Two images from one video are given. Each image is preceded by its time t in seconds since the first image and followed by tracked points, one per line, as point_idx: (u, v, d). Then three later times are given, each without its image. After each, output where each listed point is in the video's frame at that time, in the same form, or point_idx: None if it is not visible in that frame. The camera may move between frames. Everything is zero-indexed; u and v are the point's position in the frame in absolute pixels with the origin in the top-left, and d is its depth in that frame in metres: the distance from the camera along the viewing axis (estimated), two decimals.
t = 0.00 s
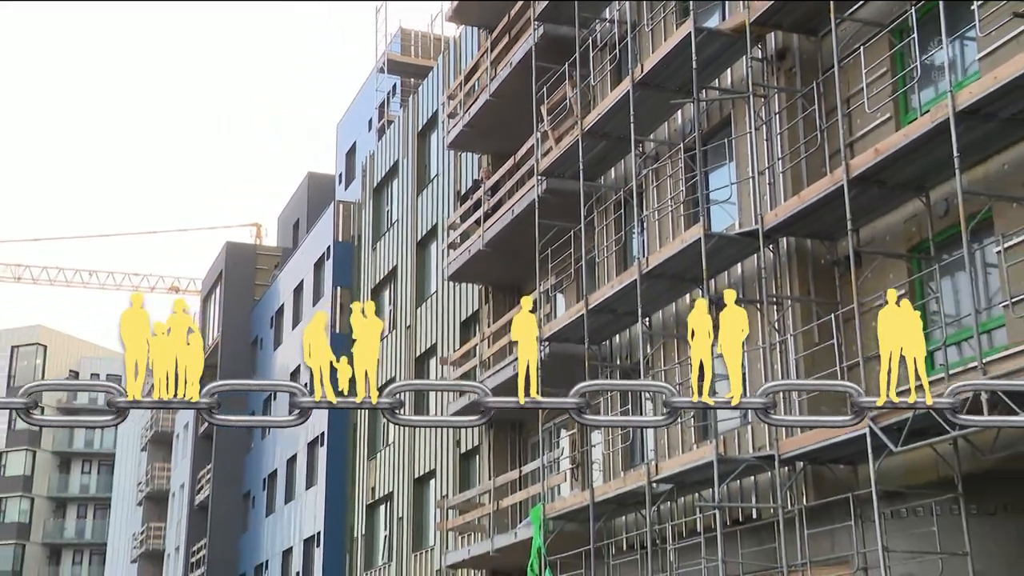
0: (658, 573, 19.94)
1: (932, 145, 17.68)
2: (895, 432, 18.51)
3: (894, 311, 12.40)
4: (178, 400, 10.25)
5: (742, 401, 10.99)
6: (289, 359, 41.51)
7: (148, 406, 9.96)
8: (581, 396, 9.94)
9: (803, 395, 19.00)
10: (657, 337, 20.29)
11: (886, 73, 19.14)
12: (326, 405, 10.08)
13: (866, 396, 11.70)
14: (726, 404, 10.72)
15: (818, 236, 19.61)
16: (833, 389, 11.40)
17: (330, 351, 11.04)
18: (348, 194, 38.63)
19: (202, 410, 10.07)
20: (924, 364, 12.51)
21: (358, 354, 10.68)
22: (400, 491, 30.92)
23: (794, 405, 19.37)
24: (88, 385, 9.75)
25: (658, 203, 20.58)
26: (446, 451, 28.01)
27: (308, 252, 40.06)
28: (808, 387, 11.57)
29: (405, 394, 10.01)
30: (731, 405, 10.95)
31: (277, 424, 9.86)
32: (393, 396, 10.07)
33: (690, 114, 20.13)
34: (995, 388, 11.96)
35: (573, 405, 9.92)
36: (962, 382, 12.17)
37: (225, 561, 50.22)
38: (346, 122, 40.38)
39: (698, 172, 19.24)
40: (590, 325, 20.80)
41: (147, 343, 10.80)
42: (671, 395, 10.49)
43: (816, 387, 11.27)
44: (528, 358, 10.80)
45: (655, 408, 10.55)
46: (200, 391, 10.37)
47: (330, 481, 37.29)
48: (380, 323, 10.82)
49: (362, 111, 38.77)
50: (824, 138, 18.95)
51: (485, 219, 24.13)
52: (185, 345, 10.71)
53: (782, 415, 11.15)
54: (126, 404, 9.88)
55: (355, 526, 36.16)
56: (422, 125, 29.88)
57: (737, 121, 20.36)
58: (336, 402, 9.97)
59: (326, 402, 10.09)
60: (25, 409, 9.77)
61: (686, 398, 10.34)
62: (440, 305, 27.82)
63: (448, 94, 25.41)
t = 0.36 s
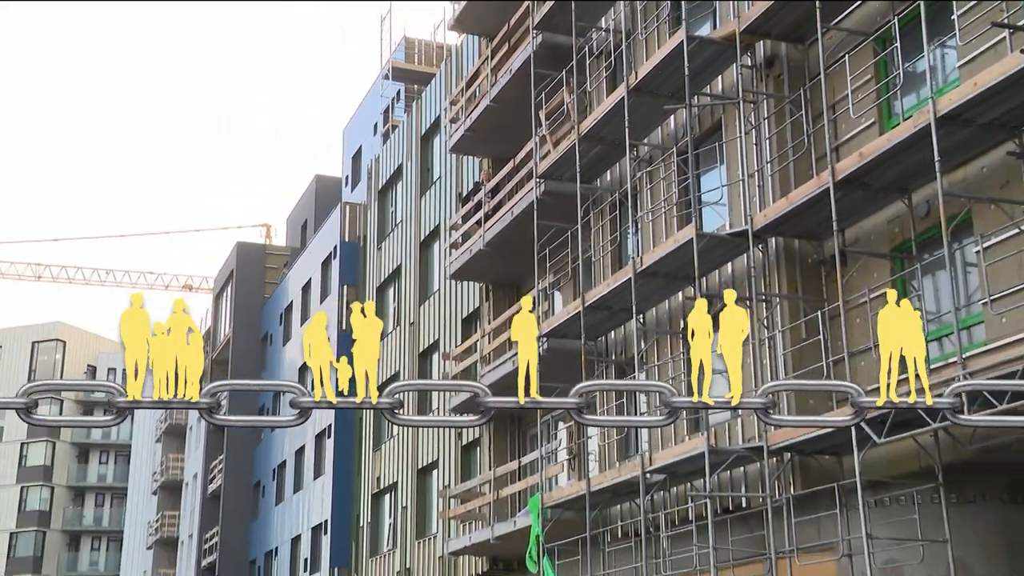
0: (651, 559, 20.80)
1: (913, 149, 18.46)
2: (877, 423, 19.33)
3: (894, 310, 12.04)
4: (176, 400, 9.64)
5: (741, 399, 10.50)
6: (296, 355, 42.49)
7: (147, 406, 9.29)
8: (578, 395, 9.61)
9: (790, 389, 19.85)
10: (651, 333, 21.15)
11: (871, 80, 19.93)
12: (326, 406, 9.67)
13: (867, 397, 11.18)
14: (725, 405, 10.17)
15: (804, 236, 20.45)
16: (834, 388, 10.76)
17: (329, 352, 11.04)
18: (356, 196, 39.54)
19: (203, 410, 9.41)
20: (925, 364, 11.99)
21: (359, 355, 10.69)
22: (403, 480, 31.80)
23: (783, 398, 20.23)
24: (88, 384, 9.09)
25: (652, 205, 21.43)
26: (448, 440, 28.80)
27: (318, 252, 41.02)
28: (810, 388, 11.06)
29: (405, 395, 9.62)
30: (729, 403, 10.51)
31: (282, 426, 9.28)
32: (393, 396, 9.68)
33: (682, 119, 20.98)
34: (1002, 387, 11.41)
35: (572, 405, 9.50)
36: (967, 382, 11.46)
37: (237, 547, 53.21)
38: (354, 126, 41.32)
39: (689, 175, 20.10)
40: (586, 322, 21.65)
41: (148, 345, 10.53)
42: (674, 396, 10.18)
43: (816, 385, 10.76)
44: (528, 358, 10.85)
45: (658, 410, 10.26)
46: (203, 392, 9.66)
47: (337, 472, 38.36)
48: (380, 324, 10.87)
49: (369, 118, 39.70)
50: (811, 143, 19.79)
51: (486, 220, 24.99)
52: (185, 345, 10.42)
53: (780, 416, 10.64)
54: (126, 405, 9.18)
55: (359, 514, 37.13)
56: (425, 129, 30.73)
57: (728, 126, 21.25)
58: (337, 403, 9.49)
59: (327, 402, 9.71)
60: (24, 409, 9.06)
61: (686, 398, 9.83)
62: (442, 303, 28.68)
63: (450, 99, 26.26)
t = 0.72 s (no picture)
0: (645, 544, 21.64)
1: (897, 151, 19.23)
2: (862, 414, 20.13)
3: (894, 312, 13.16)
4: (181, 398, 10.82)
5: (743, 400, 11.73)
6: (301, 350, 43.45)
7: (147, 406, 10.70)
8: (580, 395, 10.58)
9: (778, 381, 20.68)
10: (645, 327, 21.96)
11: (855, 84, 20.68)
12: (327, 405, 10.68)
13: (865, 396, 12.48)
14: (727, 404, 11.48)
15: (793, 233, 21.28)
16: (836, 388, 12.12)
17: (329, 353, 11.90)
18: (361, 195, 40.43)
19: (203, 409, 10.81)
20: (922, 363, 13.18)
21: (358, 353, 11.66)
22: (407, 469, 32.67)
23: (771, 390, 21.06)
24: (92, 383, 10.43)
25: (645, 204, 22.27)
26: (449, 430, 29.63)
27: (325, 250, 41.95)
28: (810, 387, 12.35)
29: (403, 395, 10.59)
30: (732, 402, 11.72)
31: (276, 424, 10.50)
32: (393, 397, 10.65)
33: (675, 122, 21.80)
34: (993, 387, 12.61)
35: (573, 405, 10.49)
36: (965, 382, 12.69)
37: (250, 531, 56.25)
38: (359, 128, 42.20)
39: (682, 176, 20.93)
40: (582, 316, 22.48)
41: (147, 343, 11.84)
42: (672, 396, 11.22)
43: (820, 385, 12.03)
44: (526, 359, 11.66)
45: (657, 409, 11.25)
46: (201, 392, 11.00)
47: (344, 461, 39.35)
48: (380, 324, 11.80)
49: (374, 120, 40.59)
50: (799, 145, 20.60)
51: (486, 219, 25.86)
52: (185, 344, 11.73)
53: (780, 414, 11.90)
54: (126, 405, 10.63)
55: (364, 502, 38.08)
56: (428, 131, 31.58)
57: (719, 128, 22.09)
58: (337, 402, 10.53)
59: (328, 402, 10.68)
60: (26, 407, 10.56)
61: (682, 400, 10.97)
62: (443, 299, 29.54)
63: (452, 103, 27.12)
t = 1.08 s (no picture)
0: (639, 530, 22.49)
1: (881, 153, 20.04)
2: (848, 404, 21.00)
3: (895, 311, 12.80)
4: (179, 398, 10.63)
5: (742, 400, 11.63)
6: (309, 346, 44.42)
7: (148, 406, 10.42)
8: (579, 396, 10.69)
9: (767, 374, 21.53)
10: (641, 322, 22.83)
11: (842, 89, 21.52)
12: (327, 405, 10.69)
13: (867, 396, 12.29)
14: (726, 404, 11.43)
15: (782, 232, 22.13)
16: (834, 386, 11.88)
17: (328, 351, 11.85)
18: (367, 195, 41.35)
19: (202, 409, 10.49)
20: (923, 363, 12.82)
21: (358, 353, 11.62)
22: (410, 460, 33.56)
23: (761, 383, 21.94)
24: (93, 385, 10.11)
25: (640, 204, 23.16)
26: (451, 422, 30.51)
27: (331, 248, 42.86)
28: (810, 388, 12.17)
29: (403, 395, 10.57)
30: (733, 402, 11.67)
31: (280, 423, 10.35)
32: (393, 396, 10.65)
33: (668, 125, 22.64)
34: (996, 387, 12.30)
35: (573, 403, 10.58)
36: (965, 383, 12.43)
37: (259, 518, 57.27)
38: (365, 131, 43.10)
39: (674, 176, 21.80)
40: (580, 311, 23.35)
41: (149, 342, 11.46)
42: (672, 394, 11.32)
43: (819, 384, 11.87)
44: (526, 358, 11.72)
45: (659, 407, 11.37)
46: (199, 391, 10.75)
47: (350, 448, 40.31)
48: (380, 323, 11.74)
49: (379, 123, 41.54)
50: (787, 147, 21.45)
51: (486, 219, 26.73)
52: (186, 344, 11.27)
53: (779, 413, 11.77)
54: (126, 404, 10.36)
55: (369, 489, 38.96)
56: (431, 133, 32.45)
57: (713, 131, 22.96)
58: (338, 402, 10.52)
59: (328, 401, 10.68)
60: (24, 410, 10.10)
61: (683, 399, 11.05)
62: (446, 296, 30.41)
63: (454, 107, 28.02)
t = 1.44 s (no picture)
0: (635, 518, 23.38)
1: (866, 155, 20.89)
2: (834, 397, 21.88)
3: (894, 309, 11.83)
4: (176, 400, 9.76)
5: (742, 400, 10.98)
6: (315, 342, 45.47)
7: (148, 406, 9.56)
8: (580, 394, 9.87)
9: (758, 367, 22.41)
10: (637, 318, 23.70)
11: (829, 94, 22.38)
12: (326, 405, 9.80)
13: (867, 396, 11.47)
14: (725, 404, 10.79)
15: (772, 231, 23.02)
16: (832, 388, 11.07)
17: (330, 353, 10.88)
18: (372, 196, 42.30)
19: (203, 410, 9.71)
20: (926, 364, 11.88)
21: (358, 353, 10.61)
22: (414, 451, 34.48)
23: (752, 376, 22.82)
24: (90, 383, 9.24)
25: (635, 205, 24.06)
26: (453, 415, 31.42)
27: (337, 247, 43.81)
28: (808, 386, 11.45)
29: (403, 395, 9.72)
30: (733, 402, 10.99)
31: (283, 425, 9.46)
32: (392, 395, 9.76)
33: (661, 129, 23.51)
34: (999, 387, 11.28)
35: (573, 404, 9.75)
36: (966, 382, 11.57)
37: (270, 506, 58.50)
38: (371, 133, 44.03)
39: (668, 178, 22.70)
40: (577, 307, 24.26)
41: (148, 343, 10.51)
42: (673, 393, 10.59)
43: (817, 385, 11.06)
44: (530, 357, 10.80)
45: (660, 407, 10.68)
46: (200, 392, 9.94)
47: (357, 437, 41.51)
48: (381, 322, 10.67)
49: (383, 126, 42.53)
50: (777, 149, 22.33)
51: (486, 219, 27.64)
52: (187, 343, 10.34)
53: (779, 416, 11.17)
54: (126, 404, 9.46)
55: (374, 478, 39.86)
56: (434, 135, 33.33)
57: (705, 134, 23.84)
58: (338, 403, 9.63)
59: (327, 402, 9.80)
60: (26, 410, 9.35)
61: (685, 398, 10.31)
62: (447, 293, 31.32)
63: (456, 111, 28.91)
